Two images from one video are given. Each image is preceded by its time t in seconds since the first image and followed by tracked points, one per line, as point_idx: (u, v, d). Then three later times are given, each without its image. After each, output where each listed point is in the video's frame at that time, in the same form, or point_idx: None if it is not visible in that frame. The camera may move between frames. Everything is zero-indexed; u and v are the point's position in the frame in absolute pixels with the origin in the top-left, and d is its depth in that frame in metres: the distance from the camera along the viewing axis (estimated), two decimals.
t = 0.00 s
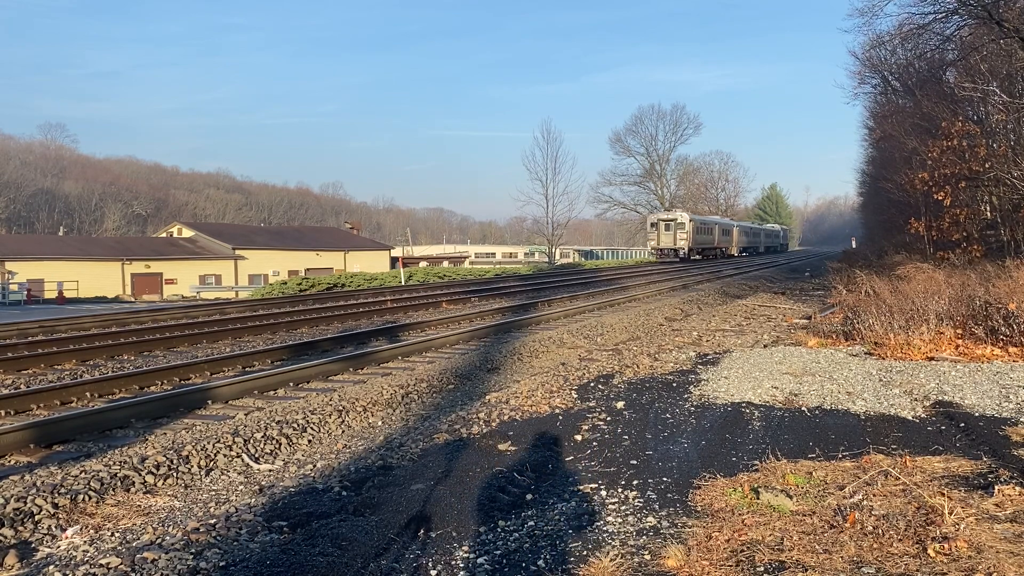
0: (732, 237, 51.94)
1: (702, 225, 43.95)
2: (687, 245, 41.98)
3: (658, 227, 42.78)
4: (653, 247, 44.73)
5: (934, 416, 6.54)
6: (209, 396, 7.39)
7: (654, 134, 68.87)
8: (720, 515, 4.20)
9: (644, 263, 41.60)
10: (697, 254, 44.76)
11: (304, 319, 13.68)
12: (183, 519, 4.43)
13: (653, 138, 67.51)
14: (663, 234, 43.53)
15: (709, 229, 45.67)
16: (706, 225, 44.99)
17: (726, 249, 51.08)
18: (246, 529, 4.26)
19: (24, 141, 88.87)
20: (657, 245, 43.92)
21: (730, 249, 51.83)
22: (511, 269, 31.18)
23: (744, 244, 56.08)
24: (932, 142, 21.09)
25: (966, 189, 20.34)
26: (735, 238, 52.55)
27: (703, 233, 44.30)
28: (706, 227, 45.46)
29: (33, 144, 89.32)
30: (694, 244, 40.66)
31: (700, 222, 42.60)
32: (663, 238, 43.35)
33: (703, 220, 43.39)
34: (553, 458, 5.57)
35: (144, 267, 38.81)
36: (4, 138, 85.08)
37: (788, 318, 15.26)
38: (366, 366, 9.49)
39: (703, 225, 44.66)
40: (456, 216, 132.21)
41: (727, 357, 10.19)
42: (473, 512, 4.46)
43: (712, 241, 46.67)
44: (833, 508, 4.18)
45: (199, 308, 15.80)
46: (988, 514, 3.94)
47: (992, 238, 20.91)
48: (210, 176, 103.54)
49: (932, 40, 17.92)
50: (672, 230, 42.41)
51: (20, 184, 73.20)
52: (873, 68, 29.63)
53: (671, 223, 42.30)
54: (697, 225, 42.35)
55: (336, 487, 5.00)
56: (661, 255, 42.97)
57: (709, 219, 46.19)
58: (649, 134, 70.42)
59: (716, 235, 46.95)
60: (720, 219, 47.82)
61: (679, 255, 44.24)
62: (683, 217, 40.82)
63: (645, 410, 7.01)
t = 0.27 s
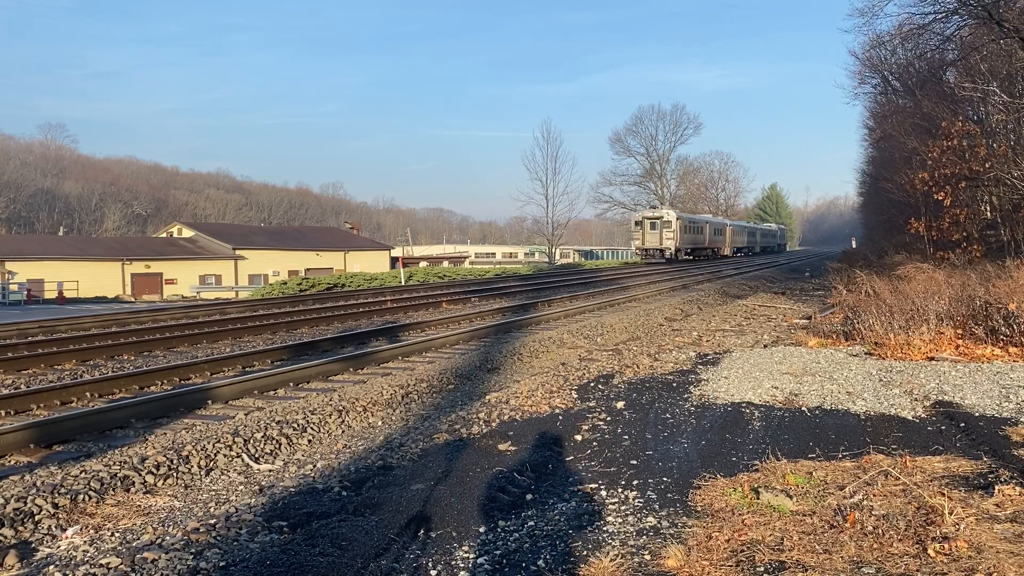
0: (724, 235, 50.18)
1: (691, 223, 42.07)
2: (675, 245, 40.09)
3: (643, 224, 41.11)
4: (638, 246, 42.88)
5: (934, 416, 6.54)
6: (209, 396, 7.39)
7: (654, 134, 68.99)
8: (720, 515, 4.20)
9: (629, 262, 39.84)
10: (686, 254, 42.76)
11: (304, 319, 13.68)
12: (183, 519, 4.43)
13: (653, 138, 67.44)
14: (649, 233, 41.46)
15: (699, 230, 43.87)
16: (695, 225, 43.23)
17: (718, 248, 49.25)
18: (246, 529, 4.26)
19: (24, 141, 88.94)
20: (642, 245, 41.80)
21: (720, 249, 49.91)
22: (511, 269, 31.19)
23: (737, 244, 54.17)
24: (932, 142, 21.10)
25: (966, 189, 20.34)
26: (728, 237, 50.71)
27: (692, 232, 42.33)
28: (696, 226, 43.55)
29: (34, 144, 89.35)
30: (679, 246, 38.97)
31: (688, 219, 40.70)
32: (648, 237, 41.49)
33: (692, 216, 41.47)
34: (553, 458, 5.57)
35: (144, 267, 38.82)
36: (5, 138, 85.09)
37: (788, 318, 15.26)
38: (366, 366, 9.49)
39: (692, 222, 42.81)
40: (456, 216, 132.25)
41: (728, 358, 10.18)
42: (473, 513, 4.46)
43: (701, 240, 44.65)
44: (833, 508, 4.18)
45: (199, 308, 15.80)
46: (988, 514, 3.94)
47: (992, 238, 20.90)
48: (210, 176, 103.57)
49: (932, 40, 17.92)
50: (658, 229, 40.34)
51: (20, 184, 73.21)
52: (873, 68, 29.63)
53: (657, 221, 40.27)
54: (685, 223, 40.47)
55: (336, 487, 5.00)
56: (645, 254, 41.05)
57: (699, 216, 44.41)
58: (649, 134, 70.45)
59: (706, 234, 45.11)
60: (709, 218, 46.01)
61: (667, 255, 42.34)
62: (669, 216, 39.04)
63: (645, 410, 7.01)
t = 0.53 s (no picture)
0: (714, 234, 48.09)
1: (678, 222, 40.05)
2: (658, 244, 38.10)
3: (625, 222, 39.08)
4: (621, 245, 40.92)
5: (934, 416, 6.54)
6: (208, 396, 7.39)
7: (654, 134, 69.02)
8: (720, 515, 4.20)
9: (608, 263, 37.99)
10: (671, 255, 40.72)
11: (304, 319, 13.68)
12: (183, 519, 4.43)
13: (652, 138, 67.35)
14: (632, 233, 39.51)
15: (685, 229, 41.90)
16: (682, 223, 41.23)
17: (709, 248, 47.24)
18: (246, 529, 4.26)
19: (24, 141, 88.96)
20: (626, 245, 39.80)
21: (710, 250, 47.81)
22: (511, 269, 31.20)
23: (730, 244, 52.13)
24: (932, 142, 21.10)
25: (966, 189, 20.34)
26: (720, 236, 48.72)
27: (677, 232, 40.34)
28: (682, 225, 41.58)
29: (34, 144, 89.36)
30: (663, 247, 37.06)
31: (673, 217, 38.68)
32: (631, 236, 39.58)
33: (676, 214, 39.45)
34: (553, 458, 5.57)
35: (144, 267, 38.83)
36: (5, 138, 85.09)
37: (788, 318, 15.26)
38: (366, 366, 9.49)
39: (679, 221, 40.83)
40: (456, 216, 132.26)
41: (728, 357, 10.19)
42: (473, 513, 4.46)
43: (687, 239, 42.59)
44: (833, 508, 4.18)
45: (199, 308, 15.80)
46: (988, 514, 3.94)
47: (992, 238, 20.89)
48: (210, 176, 103.59)
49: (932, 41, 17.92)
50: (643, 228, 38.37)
51: (20, 184, 73.21)
52: (873, 68, 29.64)
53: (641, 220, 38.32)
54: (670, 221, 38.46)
55: (336, 487, 5.00)
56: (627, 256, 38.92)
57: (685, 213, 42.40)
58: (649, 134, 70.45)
59: (693, 234, 43.07)
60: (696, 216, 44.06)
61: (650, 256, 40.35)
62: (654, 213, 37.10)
63: (645, 410, 7.01)
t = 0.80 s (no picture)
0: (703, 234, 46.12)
1: (662, 220, 37.95)
2: (640, 243, 36.03)
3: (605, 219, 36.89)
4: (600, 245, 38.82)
5: (934, 416, 6.54)
6: (209, 396, 7.39)
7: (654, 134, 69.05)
8: (720, 514, 4.20)
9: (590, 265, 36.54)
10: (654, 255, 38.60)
11: (304, 319, 13.69)
12: (183, 519, 4.43)
13: (652, 138, 67.41)
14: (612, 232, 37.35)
15: (671, 227, 39.78)
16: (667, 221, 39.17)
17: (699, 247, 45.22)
18: (246, 529, 4.26)
19: (24, 141, 88.97)
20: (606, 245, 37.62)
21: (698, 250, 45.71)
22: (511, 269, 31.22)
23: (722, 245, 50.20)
24: (932, 143, 21.10)
25: (966, 189, 20.34)
26: (710, 236, 46.87)
27: (662, 231, 38.27)
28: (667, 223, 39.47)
29: (34, 144, 89.38)
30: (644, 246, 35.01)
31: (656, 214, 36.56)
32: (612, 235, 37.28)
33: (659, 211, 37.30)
34: (553, 458, 5.57)
35: (144, 267, 38.83)
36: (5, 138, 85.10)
37: (787, 318, 15.28)
38: (366, 366, 9.49)
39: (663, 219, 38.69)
40: (456, 216, 132.30)
41: (728, 357, 10.19)
42: (473, 512, 4.46)
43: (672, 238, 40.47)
44: (833, 508, 4.18)
45: (199, 308, 15.81)
46: (988, 514, 3.94)
47: (992, 238, 20.88)
48: (211, 176, 103.59)
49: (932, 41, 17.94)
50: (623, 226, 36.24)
51: (20, 184, 73.22)
52: (873, 68, 29.65)
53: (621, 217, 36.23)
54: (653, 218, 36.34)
55: (336, 487, 5.00)
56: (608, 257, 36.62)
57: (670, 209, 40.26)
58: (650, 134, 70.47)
59: (678, 232, 40.93)
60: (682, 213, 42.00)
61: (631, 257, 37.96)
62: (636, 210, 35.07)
63: (645, 410, 7.01)
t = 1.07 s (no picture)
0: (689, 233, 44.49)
1: (640, 219, 36.23)
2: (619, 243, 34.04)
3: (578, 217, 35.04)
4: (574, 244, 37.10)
5: (934, 416, 6.54)
6: (208, 396, 7.39)
7: (654, 134, 69.10)
8: (720, 515, 4.20)
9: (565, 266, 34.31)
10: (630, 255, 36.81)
11: (305, 319, 13.69)
12: (183, 519, 4.43)
13: (653, 138, 67.54)
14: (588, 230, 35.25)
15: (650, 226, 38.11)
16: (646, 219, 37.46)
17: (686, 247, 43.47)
18: (246, 529, 4.26)
19: (25, 141, 88.98)
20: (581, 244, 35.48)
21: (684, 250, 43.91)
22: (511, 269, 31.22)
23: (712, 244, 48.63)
24: (932, 143, 21.10)
25: (966, 189, 20.33)
26: (698, 234, 45.28)
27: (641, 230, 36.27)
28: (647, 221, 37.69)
29: (34, 144, 89.39)
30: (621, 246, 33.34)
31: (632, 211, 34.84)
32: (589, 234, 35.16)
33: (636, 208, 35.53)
34: (553, 458, 5.57)
35: (144, 267, 38.84)
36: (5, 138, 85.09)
37: (787, 318, 15.28)
38: (366, 367, 9.49)
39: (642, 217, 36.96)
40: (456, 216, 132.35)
41: (728, 357, 10.20)
42: (473, 512, 4.46)
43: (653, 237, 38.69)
44: (833, 508, 4.18)
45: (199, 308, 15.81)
46: (988, 514, 3.94)
47: (992, 238, 20.87)
48: (211, 176, 103.61)
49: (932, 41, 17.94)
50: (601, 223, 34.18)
51: (20, 184, 73.22)
52: (873, 68, 29.65)
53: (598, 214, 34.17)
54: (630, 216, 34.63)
55: (336, 487, 5.00)
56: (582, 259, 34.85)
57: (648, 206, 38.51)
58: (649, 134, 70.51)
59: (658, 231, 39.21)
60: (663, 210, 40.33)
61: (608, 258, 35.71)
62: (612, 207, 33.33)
63: (645, 410, 7.01)
